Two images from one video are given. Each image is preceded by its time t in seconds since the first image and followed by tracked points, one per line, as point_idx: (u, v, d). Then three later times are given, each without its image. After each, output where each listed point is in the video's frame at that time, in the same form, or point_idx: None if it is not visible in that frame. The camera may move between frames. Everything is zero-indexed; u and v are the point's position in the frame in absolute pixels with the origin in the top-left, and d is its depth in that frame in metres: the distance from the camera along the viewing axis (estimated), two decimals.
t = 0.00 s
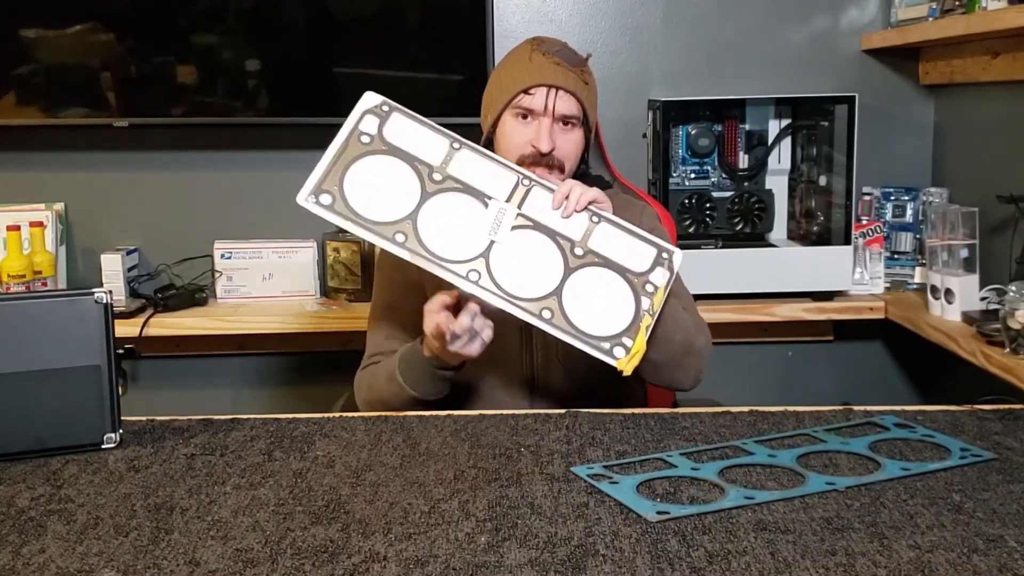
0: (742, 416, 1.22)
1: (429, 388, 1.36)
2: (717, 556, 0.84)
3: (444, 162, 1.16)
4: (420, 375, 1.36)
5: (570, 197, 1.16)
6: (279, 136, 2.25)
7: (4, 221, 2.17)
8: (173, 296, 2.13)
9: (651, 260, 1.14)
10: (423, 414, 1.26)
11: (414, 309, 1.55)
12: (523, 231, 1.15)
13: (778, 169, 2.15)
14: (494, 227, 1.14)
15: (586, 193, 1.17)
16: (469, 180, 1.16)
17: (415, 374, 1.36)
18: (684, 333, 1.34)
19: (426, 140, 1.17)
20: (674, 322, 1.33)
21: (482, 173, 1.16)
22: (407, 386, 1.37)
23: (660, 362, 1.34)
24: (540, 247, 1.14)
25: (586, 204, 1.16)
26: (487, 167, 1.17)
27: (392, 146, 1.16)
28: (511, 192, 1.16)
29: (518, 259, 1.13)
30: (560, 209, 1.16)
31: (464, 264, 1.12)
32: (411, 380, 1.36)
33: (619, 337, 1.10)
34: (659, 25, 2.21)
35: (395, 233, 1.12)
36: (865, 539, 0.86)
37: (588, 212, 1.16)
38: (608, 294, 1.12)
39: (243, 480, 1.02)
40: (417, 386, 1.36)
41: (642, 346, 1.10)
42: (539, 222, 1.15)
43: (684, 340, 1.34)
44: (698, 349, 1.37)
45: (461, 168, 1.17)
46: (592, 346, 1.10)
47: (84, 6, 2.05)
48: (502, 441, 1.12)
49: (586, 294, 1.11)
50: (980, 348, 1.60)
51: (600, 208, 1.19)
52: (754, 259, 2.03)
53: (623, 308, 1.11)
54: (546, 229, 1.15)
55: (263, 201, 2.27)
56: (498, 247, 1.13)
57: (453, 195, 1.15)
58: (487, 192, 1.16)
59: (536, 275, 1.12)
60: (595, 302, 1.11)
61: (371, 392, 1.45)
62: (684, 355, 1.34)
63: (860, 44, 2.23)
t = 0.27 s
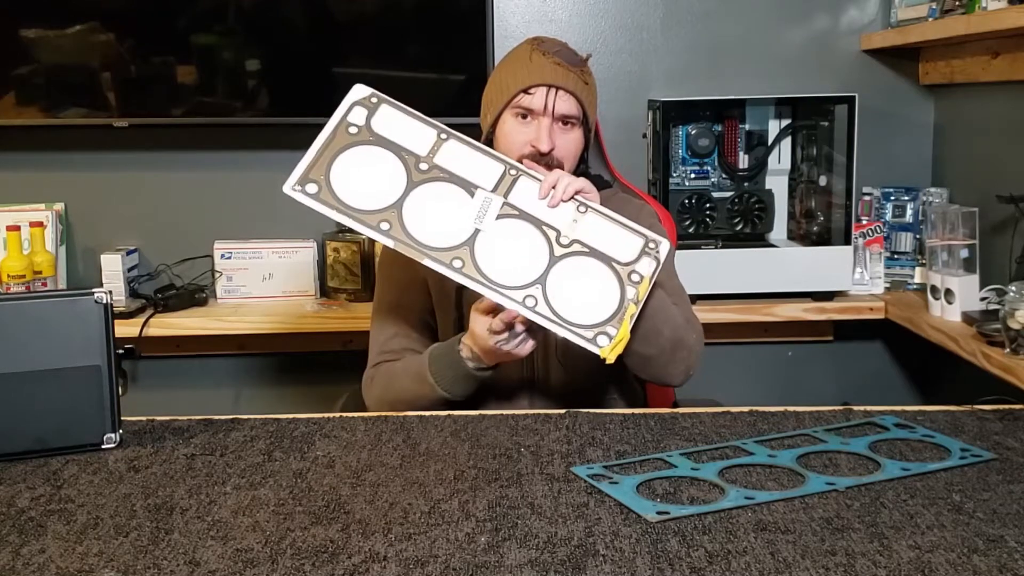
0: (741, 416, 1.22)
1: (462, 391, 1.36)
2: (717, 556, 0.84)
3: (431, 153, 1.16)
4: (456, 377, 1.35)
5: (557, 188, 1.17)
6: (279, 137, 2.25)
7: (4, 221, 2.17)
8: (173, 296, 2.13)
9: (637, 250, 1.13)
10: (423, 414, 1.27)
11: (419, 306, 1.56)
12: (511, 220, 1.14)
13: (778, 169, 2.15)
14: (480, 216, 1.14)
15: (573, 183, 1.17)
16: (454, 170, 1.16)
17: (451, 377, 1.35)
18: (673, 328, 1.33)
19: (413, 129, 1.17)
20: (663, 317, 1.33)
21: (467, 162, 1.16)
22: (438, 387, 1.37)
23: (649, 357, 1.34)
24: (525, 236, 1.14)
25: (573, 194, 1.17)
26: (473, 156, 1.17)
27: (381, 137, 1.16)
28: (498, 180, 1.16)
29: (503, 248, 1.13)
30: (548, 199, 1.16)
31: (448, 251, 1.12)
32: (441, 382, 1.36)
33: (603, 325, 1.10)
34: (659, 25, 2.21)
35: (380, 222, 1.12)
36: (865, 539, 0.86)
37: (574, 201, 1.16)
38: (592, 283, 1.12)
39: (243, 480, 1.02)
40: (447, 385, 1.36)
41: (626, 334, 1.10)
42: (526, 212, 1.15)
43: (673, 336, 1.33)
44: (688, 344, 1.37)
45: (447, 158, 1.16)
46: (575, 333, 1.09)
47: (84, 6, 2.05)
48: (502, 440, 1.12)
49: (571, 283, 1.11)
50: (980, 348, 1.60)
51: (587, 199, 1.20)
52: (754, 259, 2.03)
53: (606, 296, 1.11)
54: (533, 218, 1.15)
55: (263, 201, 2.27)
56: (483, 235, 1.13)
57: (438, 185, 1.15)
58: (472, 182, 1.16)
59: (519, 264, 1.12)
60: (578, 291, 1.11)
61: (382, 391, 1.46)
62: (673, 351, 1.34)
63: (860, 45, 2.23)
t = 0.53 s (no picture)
0: (741, 416, 1.22)
1: (463, 392, 1.36)
2: (717, 556, 0.84)
3: (434, 149, 1.16)
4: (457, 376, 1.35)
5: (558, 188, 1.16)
6: (279, 136, 2.25)
7: (4, 221, 2.17)
8: (173, 296, 2.13)
9: (637, 253, 1.13)
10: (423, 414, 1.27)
11: (420, 306, 1.56)
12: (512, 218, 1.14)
13: (778, 169, 2.15)
14: (481, 214, 1.14)
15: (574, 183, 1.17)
16: (456, 167, 1.16)
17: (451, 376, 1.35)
18: (673, 327, 1.33)
19: (416, 124, 1.17)
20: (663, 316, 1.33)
21: (469, 160, 1.16)
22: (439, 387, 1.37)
23: (649, 357, 1.34)
24: (525, 236, 1.14)
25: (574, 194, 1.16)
26: (475, 153, 1.17)
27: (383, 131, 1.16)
28: (499, 179, 1.16)
29: (503, 247, 1.13)
30: (548, 199, 1.16)
31: (448, 250, 1.12)
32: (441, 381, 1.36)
33: (599, 328, 1.10)
34: (659, 25, 2.21)
35: (380, 217, 1.13)
36: (865, 539, 0.86)
37: (575, 201, 1.16)
38: (590, 285, 1.12)
39: (243, 480, 1.02)
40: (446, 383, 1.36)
41: (622, 339, 1.10)
42: (526, 212, 1.15)
43: (673, 335, 1.33)
44: (688, 344, 1.37)
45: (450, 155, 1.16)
46: (571, 336, 1.10)
47: (83, 6, 2.05)
48: (502, 441, 1.12)
49: (570, 285, 1.12)
50: (980, 348, 1.60)
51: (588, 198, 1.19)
52: (754, 259, 2.03)
53: (604, 299, 1.12)
54: (532, 218, 1.15)
55: (263, 201, 2.27)
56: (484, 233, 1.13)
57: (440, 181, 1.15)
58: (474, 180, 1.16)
59: (518, 264, 1.12)
60: (576, 294, 1.11)
61: (383, 391, 1.46)
62: (674, 350, 1.34)
63: (860, 45, 2.23)
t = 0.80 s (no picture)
0: (741, 416, 1.22)
1: (459, 389, 1.36)
2: (717, 556, 0.84)
3: (432, 151, 1.16)
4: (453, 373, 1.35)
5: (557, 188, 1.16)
6: (279, 136, 2.25)
7: (4, 221, 2.17)
8: (173, 296, 2.13)
9: (636, 252, 1.13)
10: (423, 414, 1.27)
11: (419, 305, 1.56)
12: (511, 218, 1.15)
13: (778, 169, 2.15)
14: (480, 216, 1.14)
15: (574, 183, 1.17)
16: (454, 169, 1.16)
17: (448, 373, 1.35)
18: (673, 327, 1.33)
19: (414, 127, 1.17)
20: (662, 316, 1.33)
21: (466, 161, 1.16)
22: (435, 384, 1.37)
23: (649, 356, 1.34)
24: (525, 237, 1.14)
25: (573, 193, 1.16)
26: (473, 154, 1.17)
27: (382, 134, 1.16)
28: (498, 180, 1.16)
29: (501, 248, 1.13)
30: (548, 200, 1.16)
31: (447, 252, 1.12)
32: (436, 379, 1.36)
33: (598, 327, 1.10)
34: (659, 25, 2.21)
35: (379, 220, 1.13)
36: (865, 539, 0.86)
37: (574, 201, 1.16)
38: (588, 284, 1.12)
39: (243, 480, 1.02)
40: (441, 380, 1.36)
41: (622, 338, 1.10)
42: (525, 212, 1.15)
43: (673, 335, 1.33)
44: (688, 344, 1.37)
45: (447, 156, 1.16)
46: (570, 335, 1.10)
47: (84, 6, 2.05)
48: (502, 441, 1.12)
49: (569, 285, 1.12)
50: (980, 348, 1.60)
51: (588, 198, 1.19)
52: (754, 259, 2.03)
53: (603, 298, 1.12)
54: (532, 219, 1.15)
55: (263, 201, 2.27)
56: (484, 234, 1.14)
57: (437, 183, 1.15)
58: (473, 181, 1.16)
59: (518, 264, 1.13)
60: (575, 294, 1.11)
61: (383, 390, 1.46)
62: (673, 350, 1.34)
63: (860, 45, 2.23)
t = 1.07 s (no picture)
0: (741, 416, 1.22)
1: (458, 389, 1.36)
2: (717, 556, 0.84)
3: (432, 150, 1.16)
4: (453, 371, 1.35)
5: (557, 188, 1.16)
6: (279, 136, 2.25)
7: (4, 221, 2.17)
8: (173, 296, 2.13)
9: (635, 254, 1.13)
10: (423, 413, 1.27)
11: (419, 305, 1.56)
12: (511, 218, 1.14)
13: (778, 168, 2.15)
14: (480, 216, 1.14)
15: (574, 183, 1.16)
16: (454, 168, 1.15)
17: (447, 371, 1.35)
18: (673, 327, 1.33)
19: (415, 125, 1.17)
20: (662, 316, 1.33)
21: (467, 160, 1.16)
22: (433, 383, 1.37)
23: (648, 356, 1.34)
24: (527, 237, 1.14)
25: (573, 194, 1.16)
26: (474, 154, 1.16)
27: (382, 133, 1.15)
28: (498, 180, 1.15)
29: (501, 249, 1.13)
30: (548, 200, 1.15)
31: (446, 252, 1.13)
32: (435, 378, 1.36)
33: (597, 329, 1.11)
34: (659, 25, 2.21)
35: (379, 219, 1.13)
36: (865, 539, 0.86)
37: (574, 202, 1.16)
38: (588, 285, 1.12)
39: (243, 480, 1.02)
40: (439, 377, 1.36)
41: (620, 339, 1.11)
42: (525, 212, 1.15)
43: (673, 335, 1.33)
44: (688, 344, 1.37)
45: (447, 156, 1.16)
46: (569, 338, 1.10)
47: (83, 6, 2.05)
48: (502, 441, 1.12)
49: (569, 285, 1.12)
50: (980, 348, 1.60)
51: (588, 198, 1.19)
52: (754, 259, 2.03)
53: (603, 300, 1.12)
54: (532, 218, 1.15)
55: (263, 201, 2.27)
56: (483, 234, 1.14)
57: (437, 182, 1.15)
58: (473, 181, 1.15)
59: (518, 265, 1.13)
60: (574, 294, 1.12)
61: (382, 388, 1.46)
62: (673, 350, 1.34)
63: (860, 45, 2.23)
